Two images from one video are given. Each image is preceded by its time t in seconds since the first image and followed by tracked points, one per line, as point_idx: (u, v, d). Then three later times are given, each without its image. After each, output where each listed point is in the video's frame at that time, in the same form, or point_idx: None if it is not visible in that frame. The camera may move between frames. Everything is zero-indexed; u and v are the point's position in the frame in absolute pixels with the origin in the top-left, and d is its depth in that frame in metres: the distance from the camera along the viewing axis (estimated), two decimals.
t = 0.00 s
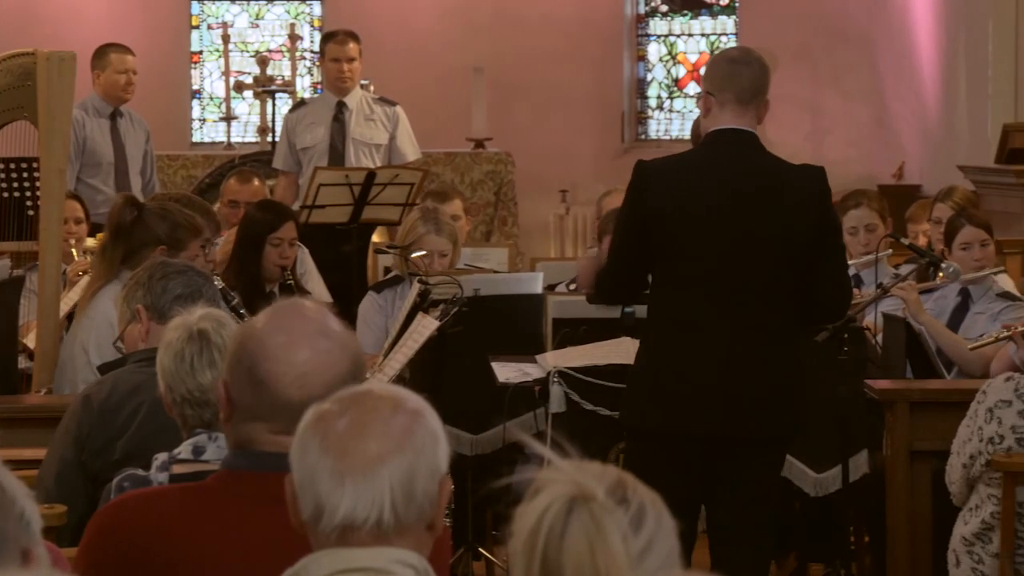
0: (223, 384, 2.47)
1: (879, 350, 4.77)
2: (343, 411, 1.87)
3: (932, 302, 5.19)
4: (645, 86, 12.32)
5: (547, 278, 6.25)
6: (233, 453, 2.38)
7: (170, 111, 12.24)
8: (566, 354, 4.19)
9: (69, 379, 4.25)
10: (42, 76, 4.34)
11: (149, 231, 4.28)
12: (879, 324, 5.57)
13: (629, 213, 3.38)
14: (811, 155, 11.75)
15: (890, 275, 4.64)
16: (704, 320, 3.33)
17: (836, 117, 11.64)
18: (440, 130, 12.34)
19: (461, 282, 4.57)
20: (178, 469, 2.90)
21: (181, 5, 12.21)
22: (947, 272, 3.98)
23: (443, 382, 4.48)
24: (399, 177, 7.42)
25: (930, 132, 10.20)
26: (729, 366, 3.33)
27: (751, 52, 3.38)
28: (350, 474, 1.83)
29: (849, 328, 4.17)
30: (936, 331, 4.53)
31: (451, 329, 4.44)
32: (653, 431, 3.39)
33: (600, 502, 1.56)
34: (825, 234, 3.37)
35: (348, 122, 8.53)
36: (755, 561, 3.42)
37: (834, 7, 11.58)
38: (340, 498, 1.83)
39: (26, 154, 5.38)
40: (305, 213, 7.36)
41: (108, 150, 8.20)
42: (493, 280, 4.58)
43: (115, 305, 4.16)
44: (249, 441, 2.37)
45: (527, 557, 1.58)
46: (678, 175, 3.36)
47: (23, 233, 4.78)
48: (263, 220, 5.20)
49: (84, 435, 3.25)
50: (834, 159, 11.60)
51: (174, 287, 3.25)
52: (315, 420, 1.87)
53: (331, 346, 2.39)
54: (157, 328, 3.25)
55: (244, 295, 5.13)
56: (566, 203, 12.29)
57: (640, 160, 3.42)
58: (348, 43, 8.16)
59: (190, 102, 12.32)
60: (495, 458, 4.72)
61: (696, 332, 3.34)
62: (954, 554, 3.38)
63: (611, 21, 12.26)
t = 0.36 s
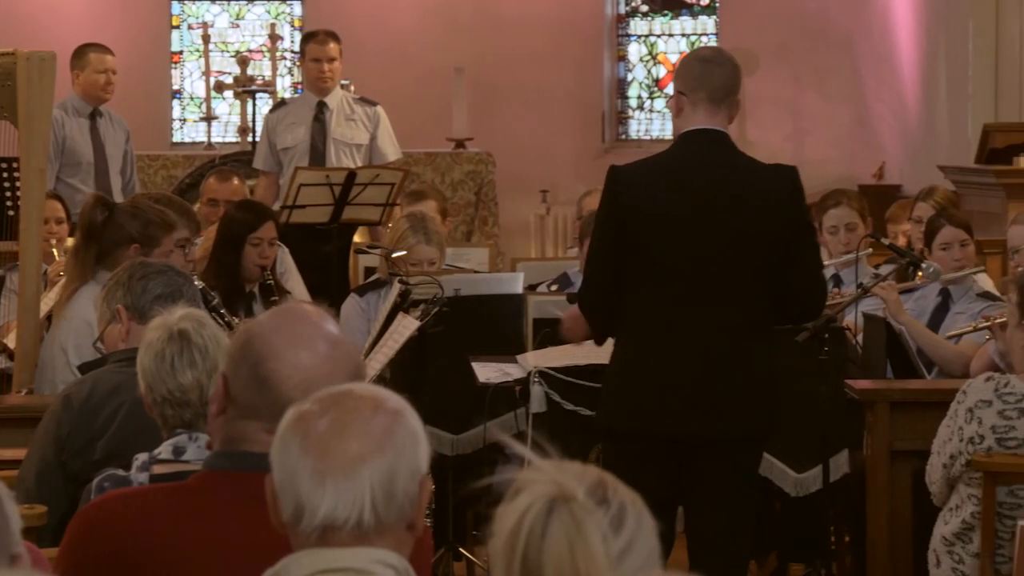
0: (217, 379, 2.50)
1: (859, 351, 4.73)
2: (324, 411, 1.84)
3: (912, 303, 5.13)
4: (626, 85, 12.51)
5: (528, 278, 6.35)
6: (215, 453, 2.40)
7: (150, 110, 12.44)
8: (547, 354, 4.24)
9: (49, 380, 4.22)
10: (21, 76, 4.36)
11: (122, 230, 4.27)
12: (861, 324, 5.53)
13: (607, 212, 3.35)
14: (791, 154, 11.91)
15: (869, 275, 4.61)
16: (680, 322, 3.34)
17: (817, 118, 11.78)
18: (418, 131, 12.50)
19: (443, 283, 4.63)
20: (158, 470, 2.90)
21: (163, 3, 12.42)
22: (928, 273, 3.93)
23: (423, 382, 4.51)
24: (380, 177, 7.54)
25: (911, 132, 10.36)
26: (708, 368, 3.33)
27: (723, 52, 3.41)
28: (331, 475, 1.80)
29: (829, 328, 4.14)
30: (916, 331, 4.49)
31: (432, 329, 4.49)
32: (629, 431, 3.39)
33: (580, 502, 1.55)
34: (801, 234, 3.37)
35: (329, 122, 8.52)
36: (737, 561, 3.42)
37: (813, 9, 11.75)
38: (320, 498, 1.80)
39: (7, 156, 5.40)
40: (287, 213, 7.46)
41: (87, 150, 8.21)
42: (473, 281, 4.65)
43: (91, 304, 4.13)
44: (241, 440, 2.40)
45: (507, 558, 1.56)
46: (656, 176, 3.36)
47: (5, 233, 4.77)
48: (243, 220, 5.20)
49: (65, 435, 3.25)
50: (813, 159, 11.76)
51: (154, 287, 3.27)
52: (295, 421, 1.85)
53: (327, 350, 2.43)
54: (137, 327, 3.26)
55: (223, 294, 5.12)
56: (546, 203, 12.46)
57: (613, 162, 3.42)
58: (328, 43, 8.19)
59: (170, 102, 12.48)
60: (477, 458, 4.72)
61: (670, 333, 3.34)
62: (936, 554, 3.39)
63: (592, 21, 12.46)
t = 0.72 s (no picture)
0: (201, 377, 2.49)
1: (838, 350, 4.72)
2: (303, 411, 1.83)
3: (892, 303, 5.03)
4: (605, 86, 12.60)
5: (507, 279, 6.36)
6: (197, 453, 2.40)
7: (130, 111, 12.54)
8: (526, 354, 4.19)
9: (27, 381, 4.25)
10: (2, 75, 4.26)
11: (96, 231, 4.24)
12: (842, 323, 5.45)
13: (561, 212, 3.34)
14: (771, 153, 12.05)
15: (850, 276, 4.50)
16: (633, 320, 3.31)
17: (796, 118, 11.94)
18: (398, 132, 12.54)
19: (422, 282, 4.65)
20: (139, 470, 2.87)
21: (143, 3, 12.53)
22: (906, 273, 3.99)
23: (404, 382, 4.51)
24: (359, 177, 7.48)
25: (889, 131, 10.46)
26: (666, 365, 3.29)
27: (669, 52, 3.41)
28: (309, 474, 1.79)
29: (810, 328, 4.12)
30: (895, 332, 4.42)
31: (411, 329, 4.49)
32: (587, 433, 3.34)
33: (558, 502, 1.57)
34: (754, 234, 3.35)
35: (309, 122, 8.52)
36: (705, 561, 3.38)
37: (794, 10, 11.90)
38: (299, 499, 1.79)
39: None
40: (266, 213, 7.44)
41: (66, 150, 8.20)
42: (453, 280, 4.67)
43: (72, 306, 4.15)
44: (220, 436, 2.40)
45: (486, 558, 1.58)
46: (614, 176, 3.34)
47: None
48: (223, 219, 5.20)
49: (46, 434, 3.25)
50: (794, 159, 11.95)
51: (136, 287, 3.25)
52: (275, 420, 1.84)
53: (316, 347, 2.40)
54: (118, 328, 3.25)
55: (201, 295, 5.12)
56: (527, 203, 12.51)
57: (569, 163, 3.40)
58: (309, 43, 8.17)
59: (150, 103, 12.62)
60: (455, 458, 4.75)
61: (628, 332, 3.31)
62: (915, 553, 3.41)
63: (571, 16, 12.47)
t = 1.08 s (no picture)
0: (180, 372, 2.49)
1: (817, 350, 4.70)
2: (282, 411, 1.83)
3: (871, 303, 5.02)
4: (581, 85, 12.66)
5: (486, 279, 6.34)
6: (175, 454, 2.39)
7: (109, 110, 12.67)
8: (506, 354, 4.07)
9: (5, 382, 4.22)
10: None
11: (76, 231, 4.26)
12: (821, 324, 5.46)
13: (506, 223, 3.31)
14: (751, 153, 12.13)
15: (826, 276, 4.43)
16: (578, 323, 3.31)
17: (774, 117, 12.03)
18: (377, 132, 12.71)
19: (401, 282, 4.61)
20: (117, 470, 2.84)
21: (122, 4, 12.68)
22: (885, 273, 4.02)
23: (381, 380, 4.50)
24: (339, 177, 7.54)
25: (868, 130, 10.48)
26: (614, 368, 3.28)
27: (606, 53, 3.37)
28: (290, 473, 1.79)
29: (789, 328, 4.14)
30: (875, 331, 4.30)
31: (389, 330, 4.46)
32: (546, 441, 3.33)
33: (537, 502, 1.56)
34: (699, 231, 3.32)
35: (289, 122, 8.51)
36: (676, 562, 3.37)
37: (773, 11, 11.97)
38: (278, 498, 1.80)
39: None
40: (246, 212, 7.48)
41: (44, 149, 8.19)
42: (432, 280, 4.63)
43: (52, 307, 4.13)
44: (193, 434, 2.39)
45: (463, 559, 1.56)
46: (553, 182, 3.32)
47: None
48: (202, 220, 5.20)
49: (23, 434, 3.26)
50: (774, 158, 12.01)
51: (112, 287, 3.27)
52: (253, 420, 1.84)
53: (287, 345, 2.41)
54: (94, 327, 3.26)
55: (180, 295, 5.11)
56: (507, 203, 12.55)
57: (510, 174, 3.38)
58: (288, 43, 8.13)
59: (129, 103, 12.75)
60: (433, 459, 4.80)
61: (574, 337, 3.31)
62: (894, 553, 3.42)
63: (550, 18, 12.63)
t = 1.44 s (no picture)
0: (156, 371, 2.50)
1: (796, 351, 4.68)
2: (261, 411, 1.83)
3: (850, 303, 5.02)
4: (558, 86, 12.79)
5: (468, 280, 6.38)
6: (154, 454, 2.38)
7: (88, 110, 12.75)
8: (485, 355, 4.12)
9: None
10: None
11: (54, 230, 4.28)
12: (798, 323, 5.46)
13: (473, 225, 3.33)
14: (728, 153, 12.30)
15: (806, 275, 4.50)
16: (545, 324, 3.32)
17: (753, 118, 12.22)
18: (354, 131, 12.84)
19: (379, 282, 4.50)
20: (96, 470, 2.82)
21: (99, 4, 12.74)
22: (865, 273, 3.98)
23: (359, 382, 4.52)
24: (317, 177, 7.54)
25: (846, 128, 10.53)
26: (581, 369, 3.31)
27: (572, 54, 3.39)
28: (267, 474, 1.79)
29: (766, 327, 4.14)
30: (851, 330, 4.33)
31: (369, 331, 4.50)
32: (517, 440, 3.34)
33: (517, 502, 1.48)
34: (665, 231, 3.34)
35: (267, 122, 8.50)
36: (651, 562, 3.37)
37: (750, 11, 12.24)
38: (256, 498, 1.79)
39: None
40: (225, 213, 7.47)
41: (23, 150, 8.18)
42: (410, 280, 4.52)
43: (30, 307, 4.11)
44: (171, 435, 2.40)
45: (443, 559, 1.49)
46: (518, 183, 3.33)
47: None
48: (182, 219, 5.20)
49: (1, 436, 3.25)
50: (751, 159, 12.18)
51: (91, 287, 3.30)
52: (231, 421, 1.84)
53: (261, 343, 2.41)
54: (73, 327, 3.28)
55: (160, 295, 5.11)
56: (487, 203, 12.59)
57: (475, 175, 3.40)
58: (267, 43, 8.17)
59: (108, 103, 12.80)
60: (412, 460, 4.79)
61: (542, 337, 3.32)
62: (872, 554, 3.43)
63: (530, 20, 12.77)
